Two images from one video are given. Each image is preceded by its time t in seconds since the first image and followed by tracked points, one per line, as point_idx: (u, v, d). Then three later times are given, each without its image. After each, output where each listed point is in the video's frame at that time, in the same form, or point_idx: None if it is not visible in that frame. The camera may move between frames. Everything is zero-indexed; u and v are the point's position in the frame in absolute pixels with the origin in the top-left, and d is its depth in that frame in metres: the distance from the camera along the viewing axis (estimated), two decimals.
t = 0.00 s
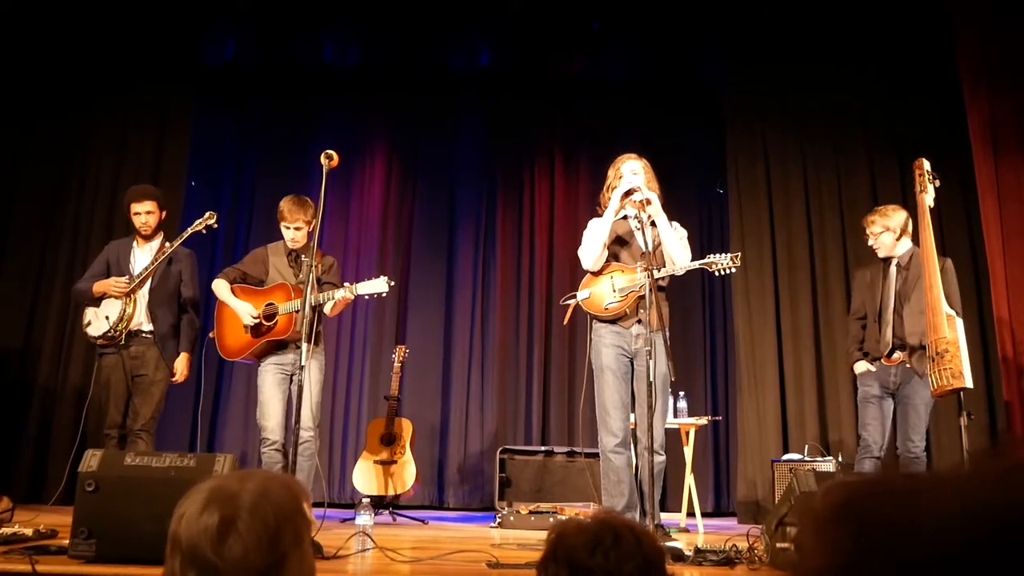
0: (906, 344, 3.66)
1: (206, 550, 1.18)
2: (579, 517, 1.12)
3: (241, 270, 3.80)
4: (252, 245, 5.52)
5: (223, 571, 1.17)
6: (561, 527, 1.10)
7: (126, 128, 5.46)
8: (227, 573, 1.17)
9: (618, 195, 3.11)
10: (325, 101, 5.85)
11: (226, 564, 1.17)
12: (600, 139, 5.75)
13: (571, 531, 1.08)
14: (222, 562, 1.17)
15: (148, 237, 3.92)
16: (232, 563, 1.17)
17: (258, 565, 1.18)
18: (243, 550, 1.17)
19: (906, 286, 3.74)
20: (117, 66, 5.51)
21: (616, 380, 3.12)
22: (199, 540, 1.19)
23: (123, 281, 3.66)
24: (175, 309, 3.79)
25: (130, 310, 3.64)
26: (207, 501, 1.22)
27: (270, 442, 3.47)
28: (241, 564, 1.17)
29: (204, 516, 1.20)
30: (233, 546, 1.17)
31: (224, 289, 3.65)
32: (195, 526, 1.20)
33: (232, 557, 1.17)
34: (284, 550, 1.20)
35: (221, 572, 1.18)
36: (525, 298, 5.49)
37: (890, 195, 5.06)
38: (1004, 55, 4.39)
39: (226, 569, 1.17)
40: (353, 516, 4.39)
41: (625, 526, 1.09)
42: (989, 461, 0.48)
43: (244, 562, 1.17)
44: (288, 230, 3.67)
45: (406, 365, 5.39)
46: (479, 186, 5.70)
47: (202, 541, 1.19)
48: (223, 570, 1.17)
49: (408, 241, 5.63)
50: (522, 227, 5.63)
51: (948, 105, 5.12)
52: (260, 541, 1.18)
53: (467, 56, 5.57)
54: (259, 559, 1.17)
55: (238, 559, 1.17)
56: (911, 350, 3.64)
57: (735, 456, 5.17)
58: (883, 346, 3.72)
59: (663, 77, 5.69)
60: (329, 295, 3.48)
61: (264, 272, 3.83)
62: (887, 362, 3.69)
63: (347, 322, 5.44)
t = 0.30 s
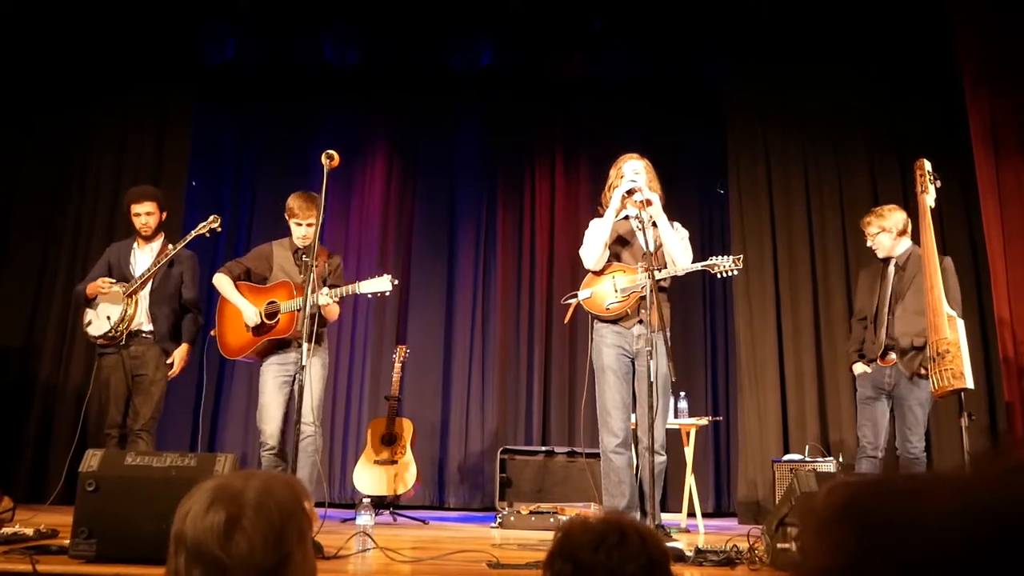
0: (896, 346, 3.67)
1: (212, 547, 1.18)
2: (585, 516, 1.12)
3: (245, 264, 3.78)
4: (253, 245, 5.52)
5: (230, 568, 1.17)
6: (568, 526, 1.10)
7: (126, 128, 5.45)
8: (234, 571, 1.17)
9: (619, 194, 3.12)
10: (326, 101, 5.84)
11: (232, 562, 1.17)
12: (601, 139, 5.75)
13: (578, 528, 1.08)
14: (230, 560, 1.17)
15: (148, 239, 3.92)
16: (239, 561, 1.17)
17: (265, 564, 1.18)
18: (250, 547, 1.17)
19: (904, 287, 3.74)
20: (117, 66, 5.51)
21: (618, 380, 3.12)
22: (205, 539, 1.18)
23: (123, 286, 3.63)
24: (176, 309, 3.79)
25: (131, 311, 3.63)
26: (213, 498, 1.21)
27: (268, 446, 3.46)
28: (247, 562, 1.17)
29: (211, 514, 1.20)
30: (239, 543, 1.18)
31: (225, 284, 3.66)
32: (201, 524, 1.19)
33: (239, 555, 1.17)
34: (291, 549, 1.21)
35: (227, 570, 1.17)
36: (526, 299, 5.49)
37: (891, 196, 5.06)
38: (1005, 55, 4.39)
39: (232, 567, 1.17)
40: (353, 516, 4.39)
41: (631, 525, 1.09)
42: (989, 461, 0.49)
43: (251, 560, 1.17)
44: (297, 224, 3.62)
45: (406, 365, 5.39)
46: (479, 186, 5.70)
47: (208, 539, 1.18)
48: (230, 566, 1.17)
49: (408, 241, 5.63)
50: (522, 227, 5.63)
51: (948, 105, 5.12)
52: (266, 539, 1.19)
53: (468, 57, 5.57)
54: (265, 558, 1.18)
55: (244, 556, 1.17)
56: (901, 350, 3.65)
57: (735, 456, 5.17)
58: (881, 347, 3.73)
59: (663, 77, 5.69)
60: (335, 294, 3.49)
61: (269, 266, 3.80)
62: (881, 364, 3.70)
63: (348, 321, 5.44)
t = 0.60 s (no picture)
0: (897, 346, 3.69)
1: (212, 549, 1.17)
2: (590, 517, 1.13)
3: (267, 260, 3.65)
4: (254, 245, 5.52)
5: (229, 571, 1.17)
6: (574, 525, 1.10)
7: (127, 128, 5.46)
8: (234, 572, 1.17)
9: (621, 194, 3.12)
10: (327, 102, 5.84)
11: (232, 564, 1.17)
12: (602, 139, 5.75)
13: (582, 527, 1.08)
14: (229, 561, 1.17)
15: (149, 240, 3.92)
16: (239, 562, 1.17)
17: (264, 565, 1.18)
18: (250, 548, 1.17)
19: (905, 289, 3.75)
20: (118, 66, 5.51)
21: (619, 380, 3.12)
22: (205, 540, 1.18)
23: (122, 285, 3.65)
24: (178, 308, 3.79)
25: (131, 312, 3.63)
26: (213, 499, 1.21)
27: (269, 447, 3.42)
28: (248, 563, 1.17)
29: (211, 516, 1.20)
30: (239, 545, 1.17)
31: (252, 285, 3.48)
32: (201, 525, 1.19)
33: (239, 556, 1.17)
34: (290, 550, 1.21)
35: (227, 571, 1.17)
36: (527, 300, 5.49)
37: (893, 197, 5.06)
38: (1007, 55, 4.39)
39: (232, 569, 1.17)
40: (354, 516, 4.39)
41: (636, 526, 1.09)
42: (991, 462, 0.49)
43: (251, 561, 1.17)
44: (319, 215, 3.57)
45: (407, 365, 5.39)
46: (480, 186, 5.69)
47: (208, 541, 1.18)
48: (230, 568, 1.17)
49: (409, 242, 5.63)
50: (524, 228, 5.63)
51: (948, 105, 5.12)
52: (267, 539, 1.19)
53: (469, 57, 5.57)
54: (265, 559, 1.18)
55: (244, 558, 1.17)
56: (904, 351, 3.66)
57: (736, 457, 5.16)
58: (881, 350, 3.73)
59: (663, 77, 5.69)
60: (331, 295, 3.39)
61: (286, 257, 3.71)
62: (884, 364, 3.70)
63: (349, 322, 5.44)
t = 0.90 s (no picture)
0: (906, 346, 3.66)
1: (215, 549, 1.17)
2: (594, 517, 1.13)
3: (274, 288, 3.52)
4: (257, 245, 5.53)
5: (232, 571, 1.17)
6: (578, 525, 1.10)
7: (128, 128, 5.45)
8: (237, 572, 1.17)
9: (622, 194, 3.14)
10: (329, 101, 5.84)
11: (235, 564, 1.17)
12: (602, 139, 5.75)
13: (586, 526, 1.08)
14: (231, 561, 1.17)
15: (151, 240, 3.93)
16: (242, 562, 1.16)
17: (267, 565, 1.18)
18: (253, 548, 1.17)
19: (911, 292, 3.73)
20: (118, 67, 5.51)
21: (621, 380, 3.12)
22: (208, 540, 1.18)
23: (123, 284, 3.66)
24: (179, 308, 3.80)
25: (131, 313, 3.62)
26: (215, 499, 1.21)
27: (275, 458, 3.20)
28: (251, 563, 1.17)
29: (213, 516, 1.20)
30: (241, 545, 1.17)
31: (257, 311, 3.36)
32: (204, 526, 1.19)
33: (241, 555, 1.17)
34: (292, 550, 1.21)
35: (230, 571, 1.17)
36: (528, 300, 5.50)
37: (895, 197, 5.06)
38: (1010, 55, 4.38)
39: (235, 570, 1.17)
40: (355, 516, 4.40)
41: (640, 526, 1.09)
42: (993, 463, 0.49)
43: (254, 561, 1.17)
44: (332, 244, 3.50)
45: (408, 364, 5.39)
46: (481, 187, 5.69)
47: (212, 541, 1.18)
48: (234, 568, 1.17)
49: (410, 242, 5.63)
50: (525, 228, 5.63)
51: (949, 105, 5.11)
52: (269, 539, 1.19)
53: (471, 57, 5.57)
54: (268, 559, 1.18)
55: (247, 558, 1.17)
56: (914, 353, 3.64)
57: (737, 457, 5.16)
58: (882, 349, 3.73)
59: (663, 77, 5.69)
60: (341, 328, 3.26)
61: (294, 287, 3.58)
62: (887, 365, 3.69)
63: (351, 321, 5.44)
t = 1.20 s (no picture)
0: (905, 345, 3.64)
1: (224, 545, 1.17)
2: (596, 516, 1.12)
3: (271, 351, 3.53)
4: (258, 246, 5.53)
5: (242, 567, 1.17)
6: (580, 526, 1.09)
7: (128, 128, 5.45)
8: (247, 569, 1.17)
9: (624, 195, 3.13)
10: (329, 101, 5.84)
11: (244, 561, 1.17)
12: (602, 139, 5.75)
13: (588, 526, 1.08)
14: (241, 558, 1.17)
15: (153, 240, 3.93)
16: (250, 558, 1.17)
17: (275, 563, 1.18)
18: (262, 545, 1.17)
19: (905, 292, 3.74)
20: (118, 66, 5.51)
21: (621, 380, 3.12)
22: (217, 536, 1.18)
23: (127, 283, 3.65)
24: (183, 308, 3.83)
25: (134, 312, 3.60)
26: (221, 496, 1.21)
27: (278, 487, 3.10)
28: (260, 560, 1.17)
29: (221, 513, 1.20)
30: (250, 542, 1.17)
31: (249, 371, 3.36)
32: (212, 522, 1.19)
33: (251, 553, 1.17)
34: (298, 549, 1.21)
35: (240, 568, 1.17)
36: (529, 300, 5.50)
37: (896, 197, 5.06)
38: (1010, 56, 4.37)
39: (244, 567, 1.17)
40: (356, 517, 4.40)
41: (642, 526, 1.09)
42: (992, 466, 0.50)
43: (262, 557, 1.17)
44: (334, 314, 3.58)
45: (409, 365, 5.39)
46: (481, 188, 5.69)
47: (221, 537, 1.18)
48: (242, 564, 1.17)
49: (411, 243, 5.62)
50: (526, 229, 5.63)
51: (949, 105, 5.11)
52: (277, 537, 1.19)
53: (471, 57, 5.58)
54: (274, 556, 1.18)
55: (256, 555, 1.17)
56: (912, 352, 3.63)
57: (738, 457, 5.16)
58: (879, 348, 3.70)
59: (663, 77, 5.69)
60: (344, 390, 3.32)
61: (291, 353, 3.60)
62: (883, 364, 3.66)
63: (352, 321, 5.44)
